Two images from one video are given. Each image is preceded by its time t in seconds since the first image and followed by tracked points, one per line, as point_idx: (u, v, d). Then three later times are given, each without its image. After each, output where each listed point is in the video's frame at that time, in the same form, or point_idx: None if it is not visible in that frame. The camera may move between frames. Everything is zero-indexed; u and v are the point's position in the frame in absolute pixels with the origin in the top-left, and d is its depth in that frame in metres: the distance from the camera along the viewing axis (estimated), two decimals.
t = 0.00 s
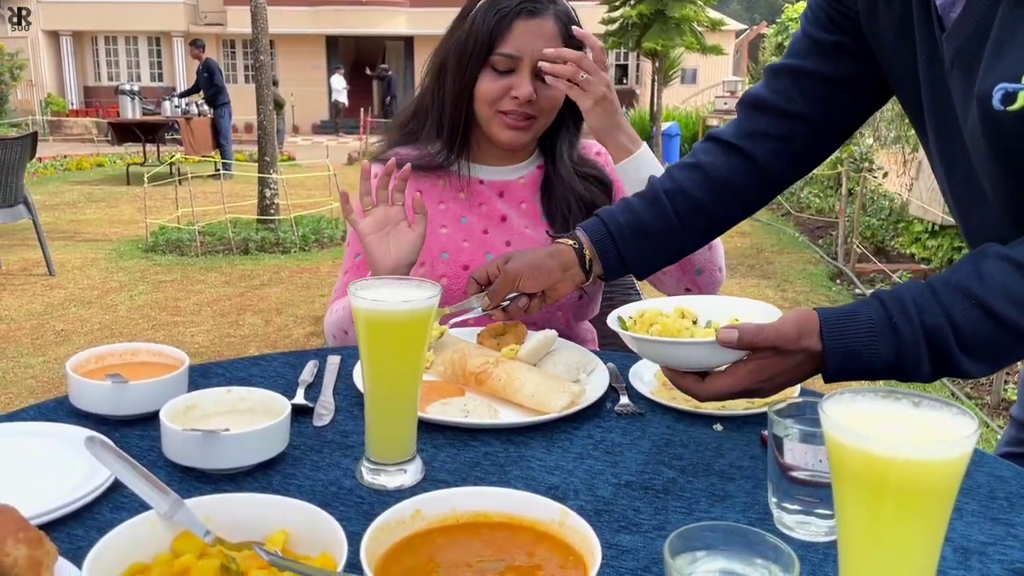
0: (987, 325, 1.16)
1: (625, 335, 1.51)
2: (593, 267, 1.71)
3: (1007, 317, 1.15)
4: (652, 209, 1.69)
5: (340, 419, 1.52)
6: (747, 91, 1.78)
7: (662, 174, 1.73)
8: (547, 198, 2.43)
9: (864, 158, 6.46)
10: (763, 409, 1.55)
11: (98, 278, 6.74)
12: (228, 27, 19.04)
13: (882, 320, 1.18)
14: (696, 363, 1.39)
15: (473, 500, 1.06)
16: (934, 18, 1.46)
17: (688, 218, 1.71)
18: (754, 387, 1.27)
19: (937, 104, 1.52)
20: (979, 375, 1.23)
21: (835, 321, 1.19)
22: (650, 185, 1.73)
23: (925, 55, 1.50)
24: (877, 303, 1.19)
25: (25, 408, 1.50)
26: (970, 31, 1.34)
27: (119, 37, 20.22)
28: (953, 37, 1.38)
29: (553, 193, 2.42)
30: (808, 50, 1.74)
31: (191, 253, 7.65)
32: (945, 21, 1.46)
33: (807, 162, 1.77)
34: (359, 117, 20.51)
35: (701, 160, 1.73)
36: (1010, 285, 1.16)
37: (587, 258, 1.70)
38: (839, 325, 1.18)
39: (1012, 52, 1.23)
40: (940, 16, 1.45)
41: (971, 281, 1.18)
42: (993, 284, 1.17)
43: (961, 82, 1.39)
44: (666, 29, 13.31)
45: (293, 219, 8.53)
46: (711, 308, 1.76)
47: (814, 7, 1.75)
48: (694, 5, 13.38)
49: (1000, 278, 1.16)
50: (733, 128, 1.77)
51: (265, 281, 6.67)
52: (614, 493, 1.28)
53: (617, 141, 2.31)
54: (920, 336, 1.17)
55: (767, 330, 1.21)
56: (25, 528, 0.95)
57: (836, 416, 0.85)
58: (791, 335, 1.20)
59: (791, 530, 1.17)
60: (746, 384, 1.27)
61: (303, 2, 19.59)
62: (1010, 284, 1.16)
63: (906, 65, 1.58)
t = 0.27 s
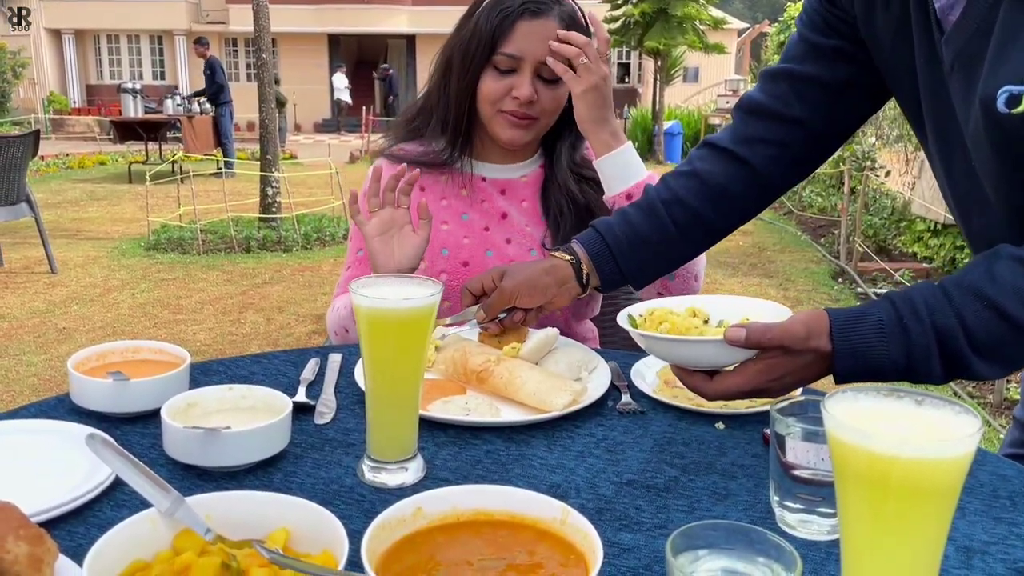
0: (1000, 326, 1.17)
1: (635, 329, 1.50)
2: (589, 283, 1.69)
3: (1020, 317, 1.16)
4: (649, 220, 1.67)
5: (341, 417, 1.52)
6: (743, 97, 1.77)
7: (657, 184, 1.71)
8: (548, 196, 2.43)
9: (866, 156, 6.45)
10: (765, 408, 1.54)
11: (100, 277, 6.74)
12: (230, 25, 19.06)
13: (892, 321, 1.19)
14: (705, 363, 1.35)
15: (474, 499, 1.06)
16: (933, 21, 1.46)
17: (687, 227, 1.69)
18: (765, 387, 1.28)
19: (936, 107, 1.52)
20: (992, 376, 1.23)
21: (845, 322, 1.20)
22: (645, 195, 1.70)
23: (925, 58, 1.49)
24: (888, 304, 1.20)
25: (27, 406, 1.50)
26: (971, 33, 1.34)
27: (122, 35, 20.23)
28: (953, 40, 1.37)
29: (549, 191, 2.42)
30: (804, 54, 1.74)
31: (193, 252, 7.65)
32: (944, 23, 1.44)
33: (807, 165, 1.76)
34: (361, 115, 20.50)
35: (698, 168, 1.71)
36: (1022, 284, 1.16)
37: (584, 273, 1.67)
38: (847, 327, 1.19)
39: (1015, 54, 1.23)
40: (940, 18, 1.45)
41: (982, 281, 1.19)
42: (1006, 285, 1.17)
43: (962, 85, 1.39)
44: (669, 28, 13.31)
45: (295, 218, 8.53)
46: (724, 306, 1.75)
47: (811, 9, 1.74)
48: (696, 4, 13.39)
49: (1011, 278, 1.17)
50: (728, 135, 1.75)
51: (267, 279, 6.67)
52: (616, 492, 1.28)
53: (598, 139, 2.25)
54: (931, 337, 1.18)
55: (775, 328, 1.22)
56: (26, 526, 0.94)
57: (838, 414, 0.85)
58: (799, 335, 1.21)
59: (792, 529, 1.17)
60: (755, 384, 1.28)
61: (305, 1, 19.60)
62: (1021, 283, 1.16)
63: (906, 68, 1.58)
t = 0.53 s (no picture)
0: (1000, 329, 1.18)
1: (634, 335, 1.50)
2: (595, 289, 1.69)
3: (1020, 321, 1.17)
4: (652, 221, 1.66)
5: (343, 416, 1.52)
6: (744, 95, 1.77)
7: (658, 184, 1.70)
8: (549, 194, 2.42)
9: (868, 155, 6.45)
10: (766, 406, 1.55)
11: (102, 275, 6.76)
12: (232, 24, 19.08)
13: (893, 325, 1.20)
14: (703, 367, 1.38)
15: (475, 497, 1.06)
16: (936, 20, 1.46)
17: (689, 227, 1.69)
18: (764, 392, 1.29)
19: (939, 107, 1.52)
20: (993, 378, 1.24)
21: (845, 326, 1.21)
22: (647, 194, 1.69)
23: (928, 58, 1.49)
24: (889, 307, 1.21)
25: (29, 403, 1.50)
26: (974, 33, 1.34)
27: (123, 34, 20.25)
28: (957, 39, 1.37)
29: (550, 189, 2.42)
30: (806, 52, 1.73)
31: (195, 250, 7.66)
32: (947, 22, 1.44)
33: (807, 164, 1.77)
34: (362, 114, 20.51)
35: (699, 169, 1.71)
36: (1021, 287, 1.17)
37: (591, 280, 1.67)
38: (848, 330, 1.20)
39: (1017, 55, 1.23)
40: (943, 18, 1.45)
41: (983, 285, 1.19)
42: (1006, 288, 1.18)
43: (965, 85, 1.38)
44: (670, 26, 13.31)
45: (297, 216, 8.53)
46: (723, 309, 1.76)
47: (813, 7, 1.74)
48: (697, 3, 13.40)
49: (1012, 281, 1.18)
50: (728, 134, 1.75)
51: (268, 278, 6.67)
52: (617, 490, 1.28)
53: (588, 153, 2.20)
54: (931, 341, 1.19)
55: (775, 333, 1.22)
56: (28, 523, 0.94)
57: (840, 413, 0.85)
58: (799, 339, 1.22)
59: (795, 527, 1.17)
60: (755, 389, 1.29)
61: None
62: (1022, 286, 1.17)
63: (909, 69, 1.58)
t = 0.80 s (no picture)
0: (1003, 329, 1.18)
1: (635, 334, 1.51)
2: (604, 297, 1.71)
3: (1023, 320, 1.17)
4: (659, 232, 1.66)
5: (344, 413, 1.52)
6: (749, 95, 1.77)
7: (664, 192, 1.69)
8: (548, 190, 2.41)
9: (869, 154, 6.45)
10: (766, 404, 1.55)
11: (104, 273, 6.76)
12: (233, 23, 19.08)
13: (895, 323, 1.21)
14: (705, 366, 1.39)
15: (476, 494, 1.07)
16: (941, 18, 1.46)
17: (695, 232, 1.69)
18: (764, 391, 1.30)
19: (944, 105, 1.52)
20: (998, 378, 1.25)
21: (846, 325, 1.22)
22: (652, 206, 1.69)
23: (933, 55, 1.50)
24: (890, 307, 1.22)
25: (31, 401, 1.51)
26: (978, 31, 1.34)
27: (125, 32, 20.26)
28: (960, 38, 1.37)
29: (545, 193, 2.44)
30: (810, 51, 1.74)
31: (196, 249, 7.67)
32: (951, 20, 1.45)
33: (811, 164, 1.77)
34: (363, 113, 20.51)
35: (705, 173, 1.71)
36: None
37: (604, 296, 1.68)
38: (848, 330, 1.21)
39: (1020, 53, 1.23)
40: (948, 16, 1.45)
41: (986, 285, 1.20)
42: (1008, 287, 1.18)
43: (969, 83, 1.39)
44: (672, 25, 13.28)
45: (298, 215, 8.53)
46: (724, 309, 1.76)
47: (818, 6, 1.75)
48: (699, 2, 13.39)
49: (1014, 280, 1.18)
50: (733, 135, 1.75)
51: (270, 276, 6.68)
52: (618, 487, 1.28)
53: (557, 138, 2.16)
54: (933, 340, 1.20)
55: (777, 334, 1.22)
56: (30, 520, 0.95)
57: (839, 411, 0.85)
58: (801, 339, 1.22)
59: (794, 524, 1.17)
60: (756, 389, 1.30)
61: None
62: None
63: (912, 66, 1.58)
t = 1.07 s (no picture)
0: (1002, 332, 1.19)
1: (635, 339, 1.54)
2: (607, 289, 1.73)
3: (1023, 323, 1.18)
4: (667, 228, 1.68)
5: (345, 412, 1.52)
6: (758, 95, 1.77)
7: (672, 190, 1.70)
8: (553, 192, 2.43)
9: (869, 153, 6.45)
10: (767, 405, 1.55)
11: (105, 272, 6.76)
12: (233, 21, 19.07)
13: (895, 327, 1.22)
14: (707, 370, 1.44)
15: (477, 493, 1.07)
16: (946, 17, 1.46)
17: (702, 230, 1.70)
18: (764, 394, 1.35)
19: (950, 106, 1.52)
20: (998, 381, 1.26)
21: (845, 331, 1.24)
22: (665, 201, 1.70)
23: (937, 54, 1.50)
24: (891, 312, 1.23)
25: (34, 399, 1.51)
26: (984, 31, 1.34)
27: (125, 31, 20.25)
28: (965, 37, 1.38)
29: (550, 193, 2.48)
30: (816, 50, 1.74)
31: (197, 247, 7.67)
32: (957, 19, 1.45)
33: (820, 163, 1.76)
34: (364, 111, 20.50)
35: (715, 171, 1.72)
36: None
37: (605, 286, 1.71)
38: (848, 332, 1.23)
39: None
40: (953, 15, 1.45)
41: (986, 287, 1.21)
42: (1008, 289, 1.19)
43: (973, 83, 1.39)
44: (673, 24, 13.24)
45: (299, 213, 8.53)
46: (726, 313, 1.76)
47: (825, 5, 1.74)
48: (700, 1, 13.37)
49: (1013, 282, 1.19)
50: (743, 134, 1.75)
51: (270, 275, 6.68)
52: (618, 486, 1.29)
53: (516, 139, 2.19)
54: (934, 344, 1.21)
55: (777, 337, 1.27)
56: (33, 518, 0.95)
57: (839, 409, 0.86)
58: (802, 342, 1.26)
59: (794, 522, 1.17)
60: (757, 391, 1.35)
61: None
62: (1023, 286, 1.18)
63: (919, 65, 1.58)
